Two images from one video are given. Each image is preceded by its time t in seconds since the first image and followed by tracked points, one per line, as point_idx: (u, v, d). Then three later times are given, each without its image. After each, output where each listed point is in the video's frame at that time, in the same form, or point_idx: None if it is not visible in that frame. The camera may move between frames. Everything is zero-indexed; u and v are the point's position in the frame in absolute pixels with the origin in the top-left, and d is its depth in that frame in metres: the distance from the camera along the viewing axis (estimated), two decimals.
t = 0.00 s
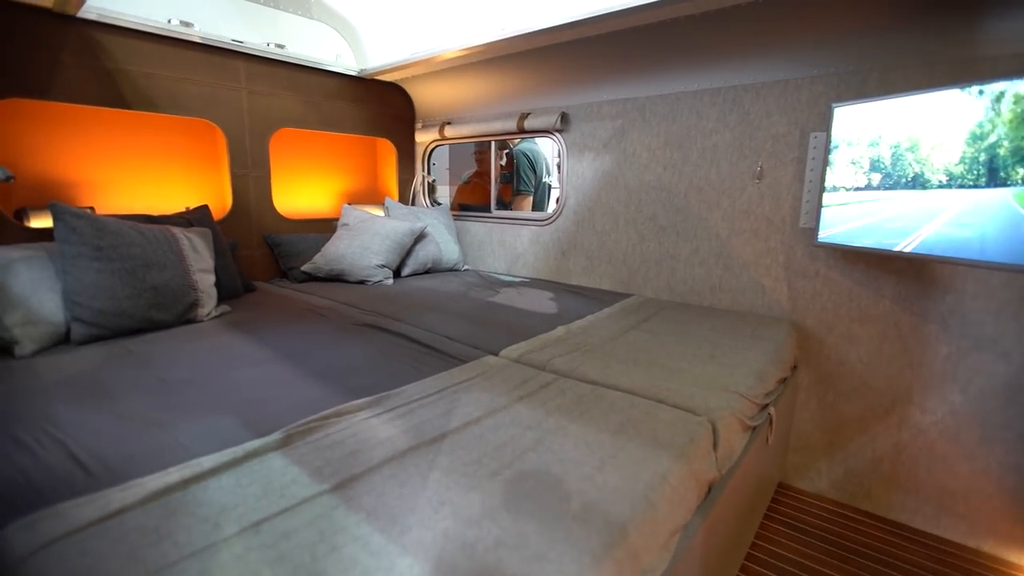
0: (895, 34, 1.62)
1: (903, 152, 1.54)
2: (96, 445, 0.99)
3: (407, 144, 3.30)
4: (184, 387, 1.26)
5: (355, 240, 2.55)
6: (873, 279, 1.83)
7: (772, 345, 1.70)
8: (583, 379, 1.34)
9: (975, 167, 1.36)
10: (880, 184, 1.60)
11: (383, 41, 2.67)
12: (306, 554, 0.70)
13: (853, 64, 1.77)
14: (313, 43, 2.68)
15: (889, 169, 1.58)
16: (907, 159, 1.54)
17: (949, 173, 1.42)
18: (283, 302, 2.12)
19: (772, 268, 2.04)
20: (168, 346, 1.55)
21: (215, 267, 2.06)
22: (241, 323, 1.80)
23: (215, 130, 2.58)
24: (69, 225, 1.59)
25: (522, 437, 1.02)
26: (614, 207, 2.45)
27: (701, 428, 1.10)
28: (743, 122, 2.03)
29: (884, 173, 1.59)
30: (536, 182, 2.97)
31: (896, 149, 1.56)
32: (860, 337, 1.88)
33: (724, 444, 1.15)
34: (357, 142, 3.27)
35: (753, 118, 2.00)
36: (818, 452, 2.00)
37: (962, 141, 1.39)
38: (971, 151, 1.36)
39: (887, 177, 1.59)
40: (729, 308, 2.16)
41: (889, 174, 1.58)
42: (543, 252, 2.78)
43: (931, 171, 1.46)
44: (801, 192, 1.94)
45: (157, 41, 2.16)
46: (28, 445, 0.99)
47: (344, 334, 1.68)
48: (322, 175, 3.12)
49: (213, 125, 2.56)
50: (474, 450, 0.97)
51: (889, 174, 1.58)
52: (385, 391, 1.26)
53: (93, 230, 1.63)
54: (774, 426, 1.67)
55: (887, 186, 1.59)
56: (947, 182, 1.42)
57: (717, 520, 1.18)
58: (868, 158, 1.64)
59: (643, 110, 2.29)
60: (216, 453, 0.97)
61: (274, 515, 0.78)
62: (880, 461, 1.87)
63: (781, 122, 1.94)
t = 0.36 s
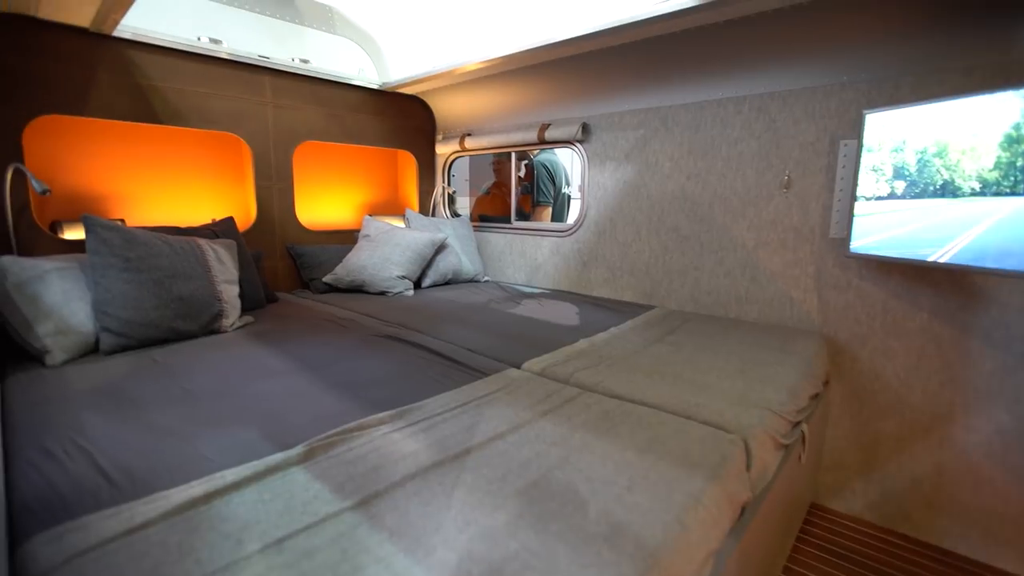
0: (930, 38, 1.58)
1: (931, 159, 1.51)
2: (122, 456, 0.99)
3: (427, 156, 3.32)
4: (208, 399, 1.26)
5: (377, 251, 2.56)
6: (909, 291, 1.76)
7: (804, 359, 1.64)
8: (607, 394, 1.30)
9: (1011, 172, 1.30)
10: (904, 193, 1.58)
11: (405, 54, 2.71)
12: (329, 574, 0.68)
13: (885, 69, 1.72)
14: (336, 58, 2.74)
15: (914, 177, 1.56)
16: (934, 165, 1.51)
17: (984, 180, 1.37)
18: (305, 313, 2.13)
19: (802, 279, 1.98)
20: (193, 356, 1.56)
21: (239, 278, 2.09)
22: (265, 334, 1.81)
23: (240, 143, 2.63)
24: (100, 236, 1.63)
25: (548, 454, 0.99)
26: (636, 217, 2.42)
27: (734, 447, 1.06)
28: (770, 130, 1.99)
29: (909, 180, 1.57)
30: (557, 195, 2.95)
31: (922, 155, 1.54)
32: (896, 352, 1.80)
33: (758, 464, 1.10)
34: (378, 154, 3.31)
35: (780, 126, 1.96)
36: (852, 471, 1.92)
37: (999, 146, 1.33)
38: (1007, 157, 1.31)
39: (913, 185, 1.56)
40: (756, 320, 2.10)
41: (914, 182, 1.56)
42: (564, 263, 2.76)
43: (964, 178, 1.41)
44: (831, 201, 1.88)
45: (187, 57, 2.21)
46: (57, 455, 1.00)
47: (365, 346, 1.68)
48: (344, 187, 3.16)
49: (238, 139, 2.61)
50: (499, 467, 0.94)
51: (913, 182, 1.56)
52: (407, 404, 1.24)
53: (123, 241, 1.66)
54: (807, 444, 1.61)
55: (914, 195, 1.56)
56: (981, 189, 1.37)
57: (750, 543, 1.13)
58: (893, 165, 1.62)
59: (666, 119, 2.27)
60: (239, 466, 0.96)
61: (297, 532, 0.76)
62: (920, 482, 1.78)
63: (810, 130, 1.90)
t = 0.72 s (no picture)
0: (967, 63, 1.55)
1: (967, 187, 1.47)
2: (149, 496, 0.98)
3: (452, 192, 3.37)
4: (236, 436, 1.25)
5: (402, 286, 2.58)
6: (960, 324, 1.66)
7: (850, 397, 1.55)
8: (642, 435, 1.24)
9: None
10: (937, 222, 1.53)
11: (433, 93, 2.79)
12: None
13: (920, 97, 1.68)
14: (366, 98, 2.81)
15: (947, 206, 1.51)
16: (969, 193, 1.47)
17: None
18: (333, 348, 2.13)
19: (841, 312, 1.90)
20: (222, 392, 1.56)
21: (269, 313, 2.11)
22: (292, 370, 1.81)
23: (273, 182, 2.72)
24: (139, 273, 1.67)
25: (585, 500, 0.94)
26: (663, 250, 2.39)
27: (784, 494, 0.98)
28: (800, 161, 1.96)
29: (942, 209, 1.52)
30: (582, 229, 2.99)
31: (955, 182, 1.50)
32: (949, 389, 1.69)
33: (810, 513, 1.02)
34: (404, 190, 3.39)
35: (811, 157, 1.93)
36: (908, 519, 1.78)
37: None
38: None
39: (946, 214, 1.51)
40: (794, 356, 2.01)
41: (948, 211, 1.51)
42: (590, 297, 2.73)
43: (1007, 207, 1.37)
44: (869, 231, 1.81)
45: (226, 101, 2.32)
46: (85, 495, 0.98)
47: (391, 383, 1.66)
48: (371, 223, 3.22)
49: (272, 177, 2.69)
50: (534, 514, 0.89)
51: (946, 211, 1.51)
52: (435, 444, 1.20)
53: (160, 278, 1.70)
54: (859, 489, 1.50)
55: (948, 223, 1.51)
56: None
57: None
58: (924, 193, 1.57)
59: (692, 152, 2.26)
60: (265, 509, 0.93)
61: None
62: (986, 533, 1.63)
63: (842, 160, 1.85)
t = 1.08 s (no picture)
0: (1000, 97, 1.50)
1: (1001, 222, 1.42)
2: (167, 558, 0.94)
3: (476, 239, 3.41)
4: (258, 492, 1.21)
5: (427, 334, 2.56)
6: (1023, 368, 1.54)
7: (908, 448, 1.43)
8: (683, 492, 1.15)
9: None
10: (972, 259, 1.48)
11: (456, 144, 2.87)
12: None
13: (951, 133, 1.64)
14: (390, 152, 2.86)
15: (981, 242, 1.47)
16: (1005, 229, 1.42)
17: None
18: (358, 398, 2.10)
19: (887, 356, 1.80)
20: (246, 445, 1.53)
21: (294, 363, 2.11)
22: (316, 421, 1.78)
23: (302, 233, 2.79)
24: (170, 323, 1.70)
25: (625, 567, 0.86)
26: (692, 293, 2.35)
27: (848, 561, 0.88)
28: (830, 200, 1.92)
29: (976, 246, 1.48)
30: (610, 273, 2.89)
31: (989, 217, 1.45)
32: (1017, 440, 1.55)
33: None
34: (429, 239, 3.45)
35: (842, 196, 1.89)
36: None
37: None
38: None
39: (981, 250, 1.46)
40: (838, 403, 1.90)
41: (983, 248, 1.46)
42: (618, 342, 2.67)
43: None
44: (910, 270, 1.74)
45: (260, 157, 2.43)
46: (104, 554, 0.95)
47: (416, 435, 1.60)
48: (396, 271, 3.26)
49: (301, 229, 2.77)
50: None
51: (981, 248, 1.47)
52: (462, 501, 1.14)
53: (190, 328, 1.72)
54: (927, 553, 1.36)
55: (984, 260, 1.45)
56: None
57: None
58: (956, 229, 1.54)
59: (717, 195, 2.25)
60: (285, 573, 0.88)
61: None
62: None
63: (875, 198, 1.81)
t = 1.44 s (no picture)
0: None
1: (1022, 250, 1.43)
2: None
3: (493, 278, 3.42)
4: (272, 542, 1.16)
5: (445, 373, 2.53)
6: None
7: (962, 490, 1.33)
8: (719, 540, 1.08)
9: None
10: (997, 288, 1.48)
11: (472, 184, 2.92)
12: None
13: (977, 159, 1.60)
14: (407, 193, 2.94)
15: (1005, 270, 1.46)
16: None
17: None
18: (376, 441, 2.05)
19: (927, 391, 1.70)
20: (261, 491, 1.49)
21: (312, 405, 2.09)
22: (332, 465, 1.73)
23: (321, 274, 2.83)
24: (190, 365, 1.70)
25: None
26: (715, 328, 2.29)
27: None
28: (854, 230, 1.88)
29: (1000, 274, 1.47)
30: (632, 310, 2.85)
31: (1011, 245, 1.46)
32: None
33: None
34: (446, 278, 3.46)
35: (866, 225, 1.84)
36: None
37: None
38: None
39: (1006, 279, 1.46)
40: (878, 442, 1.79)
41: (1007, 276, 1.46)
42: (639, 380, 2.60)
43: None
44: (945, 300, 1.67)
45: (282, 202, 2.49)
46: None
47: (435, 479, 1.55)
48: (414, 311, 3.27)
49: (320, 270, 2.81)
50: None
51: (1005, 276, 1.46)
52: (483, 551, 1.08)
53: (209, 370, 1.72)
54: None
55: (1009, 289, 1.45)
56: None
57: None
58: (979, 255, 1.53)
59: (736, 228, 2.23)
60: None
61: None
62: None
63: (901, 227, 1.76)
